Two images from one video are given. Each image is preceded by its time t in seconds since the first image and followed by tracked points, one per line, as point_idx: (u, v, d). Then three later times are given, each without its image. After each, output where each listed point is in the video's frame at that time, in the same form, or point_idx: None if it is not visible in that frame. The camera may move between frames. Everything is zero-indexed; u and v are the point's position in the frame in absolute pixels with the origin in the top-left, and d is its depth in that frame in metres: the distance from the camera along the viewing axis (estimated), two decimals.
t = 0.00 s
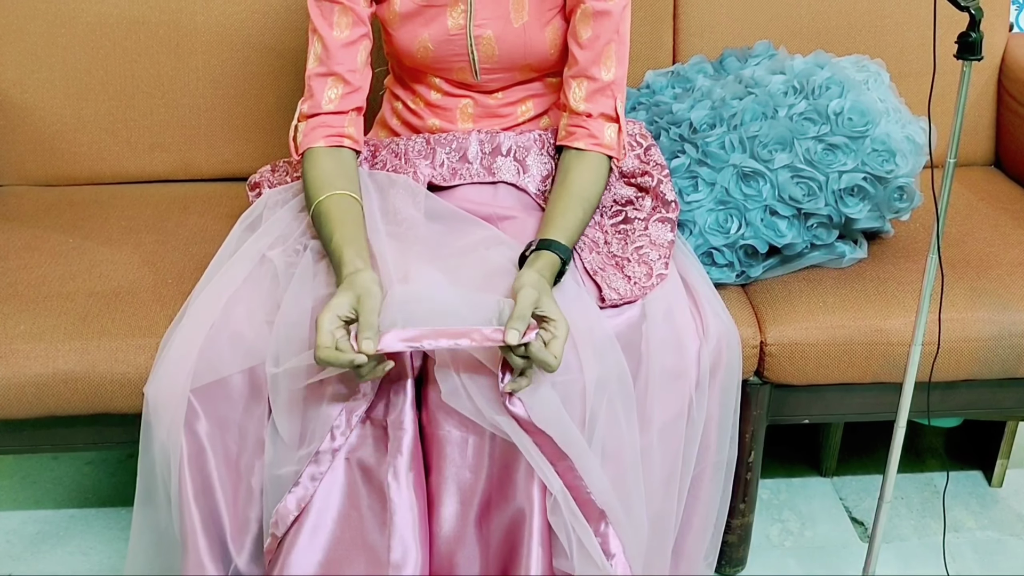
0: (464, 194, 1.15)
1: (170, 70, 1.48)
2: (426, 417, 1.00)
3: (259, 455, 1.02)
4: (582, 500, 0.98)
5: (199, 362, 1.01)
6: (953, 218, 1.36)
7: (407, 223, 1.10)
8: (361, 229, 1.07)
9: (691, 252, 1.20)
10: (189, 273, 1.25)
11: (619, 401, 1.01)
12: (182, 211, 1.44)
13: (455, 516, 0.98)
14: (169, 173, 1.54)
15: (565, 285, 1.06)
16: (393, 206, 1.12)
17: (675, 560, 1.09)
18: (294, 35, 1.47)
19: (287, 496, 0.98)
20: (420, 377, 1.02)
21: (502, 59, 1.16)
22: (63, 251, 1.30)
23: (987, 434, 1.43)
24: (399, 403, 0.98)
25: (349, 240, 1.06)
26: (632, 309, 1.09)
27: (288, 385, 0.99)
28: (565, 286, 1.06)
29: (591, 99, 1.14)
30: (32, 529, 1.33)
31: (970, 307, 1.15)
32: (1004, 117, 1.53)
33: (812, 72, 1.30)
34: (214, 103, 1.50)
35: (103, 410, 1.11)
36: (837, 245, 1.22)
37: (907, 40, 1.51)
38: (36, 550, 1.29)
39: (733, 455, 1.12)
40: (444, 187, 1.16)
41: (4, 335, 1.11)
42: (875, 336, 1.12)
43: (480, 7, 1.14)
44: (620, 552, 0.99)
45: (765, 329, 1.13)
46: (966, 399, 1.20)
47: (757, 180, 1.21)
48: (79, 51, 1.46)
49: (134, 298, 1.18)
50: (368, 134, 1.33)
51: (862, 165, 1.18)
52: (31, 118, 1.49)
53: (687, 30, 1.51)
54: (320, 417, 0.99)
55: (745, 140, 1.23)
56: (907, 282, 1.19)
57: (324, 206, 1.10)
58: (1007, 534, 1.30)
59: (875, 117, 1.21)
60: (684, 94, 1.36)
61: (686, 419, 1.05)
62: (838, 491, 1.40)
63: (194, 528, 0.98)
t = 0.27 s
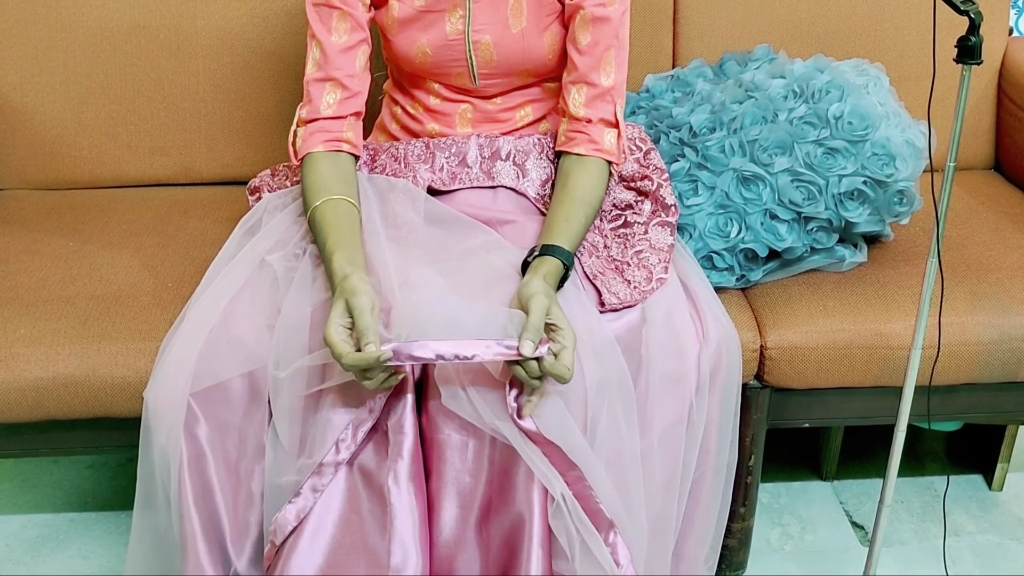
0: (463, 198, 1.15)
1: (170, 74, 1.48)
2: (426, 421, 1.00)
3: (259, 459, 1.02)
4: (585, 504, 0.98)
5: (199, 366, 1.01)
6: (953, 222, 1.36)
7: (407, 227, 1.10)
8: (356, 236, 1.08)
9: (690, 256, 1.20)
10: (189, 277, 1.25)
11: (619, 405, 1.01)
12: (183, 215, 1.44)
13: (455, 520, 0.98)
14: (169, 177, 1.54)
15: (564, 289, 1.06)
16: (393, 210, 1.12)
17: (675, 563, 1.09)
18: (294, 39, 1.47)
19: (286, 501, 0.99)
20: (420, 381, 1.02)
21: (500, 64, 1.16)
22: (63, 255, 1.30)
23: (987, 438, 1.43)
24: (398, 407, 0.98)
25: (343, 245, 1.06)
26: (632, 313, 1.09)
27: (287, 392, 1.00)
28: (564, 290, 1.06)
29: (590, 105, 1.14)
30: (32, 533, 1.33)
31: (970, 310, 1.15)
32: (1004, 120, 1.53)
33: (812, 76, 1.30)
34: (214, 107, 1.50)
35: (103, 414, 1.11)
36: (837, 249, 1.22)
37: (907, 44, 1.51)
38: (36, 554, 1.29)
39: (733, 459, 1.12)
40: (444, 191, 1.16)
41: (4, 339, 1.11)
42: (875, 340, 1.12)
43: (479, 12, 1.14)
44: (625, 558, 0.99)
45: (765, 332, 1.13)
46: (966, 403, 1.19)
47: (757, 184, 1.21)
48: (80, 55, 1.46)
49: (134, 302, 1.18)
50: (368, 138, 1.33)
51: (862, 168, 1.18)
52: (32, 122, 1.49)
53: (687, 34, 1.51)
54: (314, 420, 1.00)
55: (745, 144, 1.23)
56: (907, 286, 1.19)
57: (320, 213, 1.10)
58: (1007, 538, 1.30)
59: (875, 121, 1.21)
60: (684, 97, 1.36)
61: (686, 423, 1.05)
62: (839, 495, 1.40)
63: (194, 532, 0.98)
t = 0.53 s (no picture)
0: (464, 201, 1.15)
1: (171, 78, 1.48)
2: (426, 424, 1.00)
3: (259, 461, 1.02)
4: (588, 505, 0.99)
5: (199, 368, 1.01)
6: (953, 225, 1.36)
7: (407, 230, 1.10)
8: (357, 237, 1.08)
9: (690, 259, 1.20)
10: (189, 280, 1.25)
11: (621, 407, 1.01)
12: (183, 218, 1.44)
13: (454, 522, 0.97)
14: (170, 180, 1.54)
15: (563, 291, 1.06)
16: (393, 213, 1.12)
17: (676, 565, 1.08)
18: (294, 43, 1.47)
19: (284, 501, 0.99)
20: (420, 384, 1.02)
21: (502, 69, 1.16)
22: (64, 258, 1.30)
23: (987, 441, 1.42)
24: (398, 410, 0.98)
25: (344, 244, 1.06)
26: (631, 315, 1.09)
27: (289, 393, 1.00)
28: (564, 292, 1.06)
29: (587, 109, 1.13)
30: (32, 536, 1.33)
31: (970, 313, 1.15)
32: (1004, 123, 1.53)
33: (812, 79, 1.31)
34: (215, 110, 1.50)
35: (102, 417, 1.11)
36: (837, 252, 1.22)
37: (906, 48, 1.51)
38: (36, 557, 1.29)
39: (733, 462, 1.12)
40: (444, 195, 1.16)
41: (4, 342, 1.11)
42: (875, 343, 1.12)
43: (481, 18, 1.14)
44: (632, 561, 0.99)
45: (765, 335, 1.13)
46: (966, 406, 1.19)
47: (757, 187, 1.21)
48: (80, 58, 1.46)
49: (134, 305, 1.18)
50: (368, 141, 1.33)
51: (862, 171, 1.18)
52: (32, 126, 1.49)
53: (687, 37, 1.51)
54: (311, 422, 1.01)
55: (745, 146, 1.23)
56: (906, 289, 1.19)
57: (320, 215, 1.10)
58: (1008, 541, 1.30)
59: (874, 124, 1.21)
60: (684, 101, 1.36)
61: (687, 426, 1.05)
62: (839, 498, 1.40)
63: (194, 534, 0.98)
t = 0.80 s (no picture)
0: (465, 203, 1.15)
1: (171, 80, 1.48)
2: (426, 426, 1.00)
3: (259, 463, 1.02)
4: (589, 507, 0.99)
5: (199, 370, 1.01)
6: (953, 227, 1.36)
7: (408, 232, 1.10)
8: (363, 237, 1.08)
9: (690, 261, 1.20)
10: (189, 282, 1.25)
11: (621, 409, 1.01)
12: (183, 220, 1.44)
13: (454, 525, 0.97)
14: (169, 183, 1.54)
15: (563, 293, 1.06)
16: (393, 216, 1.12)
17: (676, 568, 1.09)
18: (294, 45, 1.47)
19: (284, 504, 0.99)
20: (420, 387, 1.02)
21: (505, 71, 1.16)
22: (64, 260, 1.30)
23: (987, 444, 1.43)
24: (398, 414, 0.98)
25: (352, 245, 1.06)
26: (632, 318, 1.09)
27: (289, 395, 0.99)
28: (564, 295, 1.06)
29: (591, 112, 1.14)
30: (32, 538, 1.33)
31: (971, 315, 1.15)
32: (1004, 125, 1.54)
33: (812, 81, 1.31)
34: (215, 112, 1.50)
35: (103, 419, 1.11)
36: (837, 254, 1.22)
37: (906, 50, 1.51)
38: (36, 559, 1.29)
39: (733, 465, 1.12)
40: (446, 197, 1.16)
41: (4, 344, 1.11)
42: (876, 345, 1.12)
43: (485, 19, 1.14)
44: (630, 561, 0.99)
45: (765, 337, 1.13)
46: (966, 408, 1.20)
47: (756, 189, 1.22)
48: (81, 61, 1.46)
49: (134, 307, 1.18)
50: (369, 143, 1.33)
51: (861, 174, 1.18)
52: (32, 128, 1.49)
53: (687, 40, 1.51)
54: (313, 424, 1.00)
55: (745, 149, 1.23)
56: (906, 291, 1.19)
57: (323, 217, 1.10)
58: (1008, 543, 1.30)
59: (875, 127, 1.21)
60: (684, 103, 1.36)
61: (687, 428, 1.05)
62: (839, 500, 1.40)
63: (194, 537, 0.98)
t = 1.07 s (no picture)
0: (465, 204, 1.15)
1: (171, 81, 1.48)
2: (426, 427, 1.00)
3: (259, 464, 1.02)
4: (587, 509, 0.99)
5: (199, 372, 1.01)
6: (953, 228, 1.36)
7: (408, 232, 1.10)
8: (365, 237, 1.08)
9: (690, 263, 1.20)
10: (189, 284, 1.25)
11: (620, 410, 1.01)
12: (183, 221, 1.44)
13: (455, 526, 0.97)
14: (169, 184, 1.54)
15: (562, 295, 1.06)
16: (393, 217, 1.12)
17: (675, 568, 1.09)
18: (295, 46, 1.48)
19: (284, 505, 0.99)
20: (420, 387, 1.02)
21: (506, 72, 1.16)
22: (64, 261, 1.30)
23: (987, 445, 1.42)
24: (397, 415, 0.98)
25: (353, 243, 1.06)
26: (632, 319, 1.09)
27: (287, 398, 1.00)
28: (563, 296, 1.06)
29: (590, 113, 1.14)
30: (32, 539, 1.33)
31: (971, 317, 1.15)
32: (1004, 127, 1.54)
33: (812, 82, 1.31)
34: (215, 113, 1.50)
35: (102, 420, 1.11)
36: (837, 255, 1.22)
37: (906, 51, 1.51)
38: (36, 560, 1.29)
39: (733, 466, 1.12)
40: (445, 198, 1.16)
41: (4, 345, 1.11)
42: (875, 346, 1.12)
43: (487, 20, 1.14)
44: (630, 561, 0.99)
45: (765, 339, 1.13)
46: (966, 409, 1.19)
47: (756, 190, 1.22)
48: (81, 62, 1.46)
49: (134, 308, 1.18)
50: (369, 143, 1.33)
51: (861, 175, 1.18)
52: (32, 129, 1.49)
53: (687, 41, 1.51)
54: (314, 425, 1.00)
55: (745, 150, 1.23)
56: (906, 292, 1.20)
57: (325, 218, 1.10)
58: (1008, 544, 1.30)
59: (874, 128, 1.21)
60: (683, 104, 1.36)
61: (687, 429, 1.05)
62: (839, 502, 1.40)
63: (194, 538, 0.98)
